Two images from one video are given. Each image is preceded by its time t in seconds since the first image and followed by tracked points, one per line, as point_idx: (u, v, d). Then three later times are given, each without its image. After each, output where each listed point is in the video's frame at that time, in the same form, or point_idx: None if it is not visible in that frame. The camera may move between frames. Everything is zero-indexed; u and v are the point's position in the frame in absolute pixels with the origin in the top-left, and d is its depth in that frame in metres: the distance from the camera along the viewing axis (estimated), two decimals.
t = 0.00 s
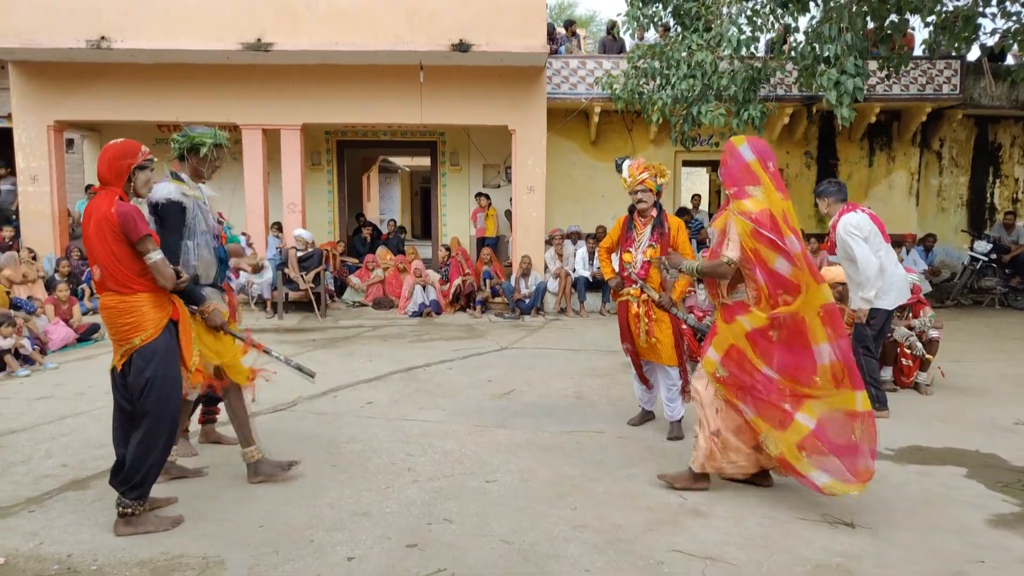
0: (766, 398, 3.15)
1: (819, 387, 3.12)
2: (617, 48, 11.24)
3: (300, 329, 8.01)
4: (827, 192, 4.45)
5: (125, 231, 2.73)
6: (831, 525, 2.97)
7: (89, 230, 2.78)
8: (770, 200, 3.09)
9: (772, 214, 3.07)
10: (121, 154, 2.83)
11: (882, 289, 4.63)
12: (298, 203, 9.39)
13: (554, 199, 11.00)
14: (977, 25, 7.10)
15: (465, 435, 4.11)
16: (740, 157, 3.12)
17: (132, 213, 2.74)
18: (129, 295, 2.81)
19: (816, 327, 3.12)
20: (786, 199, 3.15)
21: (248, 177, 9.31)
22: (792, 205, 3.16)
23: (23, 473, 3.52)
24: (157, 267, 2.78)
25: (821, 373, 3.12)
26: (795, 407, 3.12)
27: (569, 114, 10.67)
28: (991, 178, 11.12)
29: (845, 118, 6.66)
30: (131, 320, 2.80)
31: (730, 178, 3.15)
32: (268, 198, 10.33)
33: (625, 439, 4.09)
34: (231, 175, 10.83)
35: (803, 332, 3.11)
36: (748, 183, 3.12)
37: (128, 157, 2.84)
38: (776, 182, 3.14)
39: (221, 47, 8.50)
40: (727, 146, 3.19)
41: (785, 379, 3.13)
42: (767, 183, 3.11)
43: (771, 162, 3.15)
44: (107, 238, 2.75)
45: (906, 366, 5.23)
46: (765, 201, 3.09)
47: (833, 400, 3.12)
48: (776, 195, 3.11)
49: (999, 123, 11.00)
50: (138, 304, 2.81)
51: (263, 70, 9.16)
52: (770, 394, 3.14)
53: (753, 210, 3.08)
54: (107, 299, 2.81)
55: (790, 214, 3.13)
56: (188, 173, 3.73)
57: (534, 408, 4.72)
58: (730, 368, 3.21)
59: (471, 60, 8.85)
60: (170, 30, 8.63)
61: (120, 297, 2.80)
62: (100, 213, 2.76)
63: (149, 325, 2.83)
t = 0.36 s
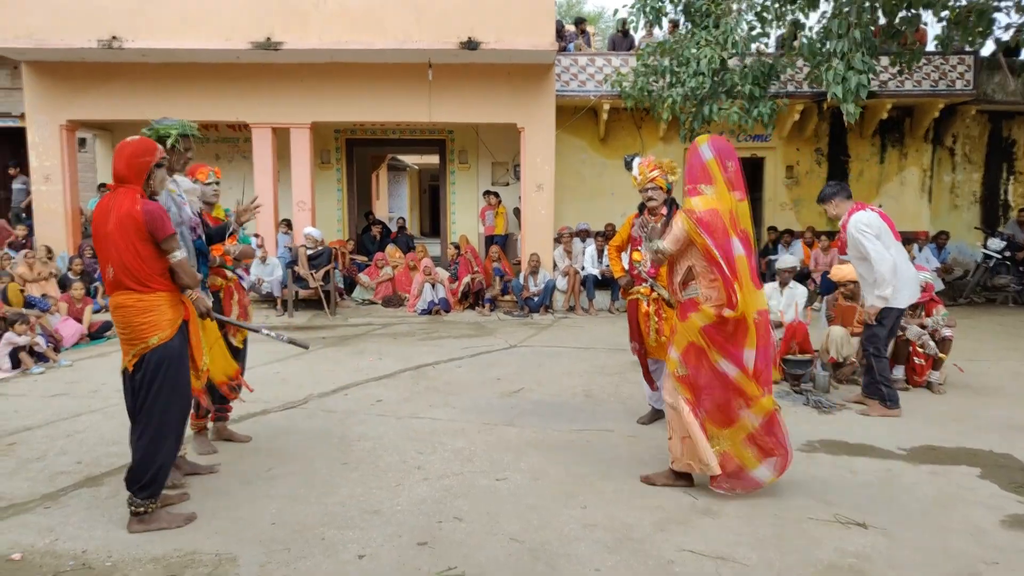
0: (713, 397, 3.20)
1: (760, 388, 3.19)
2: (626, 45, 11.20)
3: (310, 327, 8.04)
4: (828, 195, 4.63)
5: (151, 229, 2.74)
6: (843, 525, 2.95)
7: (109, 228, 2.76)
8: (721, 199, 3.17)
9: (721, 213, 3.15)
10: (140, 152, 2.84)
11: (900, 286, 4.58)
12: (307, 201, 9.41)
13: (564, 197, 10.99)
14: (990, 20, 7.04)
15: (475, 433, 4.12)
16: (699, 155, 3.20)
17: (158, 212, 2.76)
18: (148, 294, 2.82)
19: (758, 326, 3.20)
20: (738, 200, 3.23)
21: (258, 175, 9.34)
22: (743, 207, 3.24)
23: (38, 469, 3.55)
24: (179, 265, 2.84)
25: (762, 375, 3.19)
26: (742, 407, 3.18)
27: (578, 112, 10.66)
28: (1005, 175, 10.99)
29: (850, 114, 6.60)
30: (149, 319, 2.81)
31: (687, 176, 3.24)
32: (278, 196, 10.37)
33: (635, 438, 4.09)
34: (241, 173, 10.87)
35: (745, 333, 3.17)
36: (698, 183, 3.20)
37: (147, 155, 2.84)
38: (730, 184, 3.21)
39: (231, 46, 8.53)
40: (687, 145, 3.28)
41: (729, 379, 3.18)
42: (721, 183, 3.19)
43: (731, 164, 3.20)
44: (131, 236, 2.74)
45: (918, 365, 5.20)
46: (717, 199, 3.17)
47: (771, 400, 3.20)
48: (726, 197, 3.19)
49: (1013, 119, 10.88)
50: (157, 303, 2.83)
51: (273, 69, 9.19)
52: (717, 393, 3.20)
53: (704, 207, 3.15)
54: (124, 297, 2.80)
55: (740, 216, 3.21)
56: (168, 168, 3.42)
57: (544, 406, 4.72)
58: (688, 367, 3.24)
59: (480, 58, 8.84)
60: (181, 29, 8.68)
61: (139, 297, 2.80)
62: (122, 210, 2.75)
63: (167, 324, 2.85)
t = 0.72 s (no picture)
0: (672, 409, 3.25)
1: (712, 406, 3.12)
2: (642, 58, 11.23)
3: (325, 337, 8.08)
4: (840, 219, 4.63)
5: (173, 243, 2.77)
6: (861, 546, 2.91)
7: (132, 241, 2.79)
8: (677, 216, 3.17)
9: (672, 228, 3.16)
10: (162, 166, 2.87)
11: (918, 306, 4.54)
12: (323, 212, 9.47)
13: (578, 209, 11.00)
14: (1010, 33, 6.98)
15: (489, 447, 4.11)
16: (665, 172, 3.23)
17: (181, 225, 2.78)
18: (170, 307, 2.84)
19: (710, 343, 3.16)
20: (700, 216, 3.15)
21: (275, 186, 9.43)
22: (707, 223, 3.14)
23: (56, 478, 3.59)
24: (201, 278, 2.85)
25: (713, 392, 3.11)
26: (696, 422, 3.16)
27: (592, 124, 10.68)
28: None
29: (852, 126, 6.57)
30: (171, 332, 2.83)
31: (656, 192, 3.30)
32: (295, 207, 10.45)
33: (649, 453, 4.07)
34: (259, 184, 10.99)
35: (697, 349, 3.16)
36: (663, 198, 3.25)
37: (170, 168, 2.88)
38: (694, 200, 3.15)
39: (251, 59, 8.64)
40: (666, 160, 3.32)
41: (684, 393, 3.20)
42: (680, 200, 3.18)
43: (697, 179, 3.14)
44: (154, 250, 2.77)
45: (938, 381, 5.13)
46: (672, 216, 3.18)
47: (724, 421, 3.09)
48: (684, 213, 3.17)
49: None
50: (179, 317, 2.85)
51: (291, 81, 9.29)
52: (676, 407, 3.23)
53: (657, 223, 3.20)
54: (147, 310, 2.83)
55: (697, 232, 3.15)
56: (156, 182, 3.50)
57: (558, 420, 4.71)
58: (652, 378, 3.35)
59: (496, 70, 8.88)
60: (202, 41, 8.80)
61: (161, 310, 2.83)
62: (145, 223, 2.78)
63: (187, 338, 2.88)
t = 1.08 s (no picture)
0: (644, 419, 3.39)
1: (685, 414, 3.32)
2: (656, 74, 11.26)
3: (338, 350, 8.11)
4: (849, 253, 4.77)
5: (191, 258, 2.79)
6: (878, 571, 2.86)
7: (152, 257, 2.82)
8: (651, 238, 3.35)
9: (644, 250, 3.34)
10: (180, 182, 2.91)
11: (934, 333, 4.47)
12: (338, 225, 9.54)
13: (592, 224, 11.00)
14: None
15: (501, 463, 4.09)
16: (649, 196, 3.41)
17: (198, 240, 2.80)
18: (188, 322, 2.87)
19: (676, 358, 3.30)
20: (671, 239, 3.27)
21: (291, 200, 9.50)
22: (677, 246, 3.25)
23: (69, 489, 3.61)
24: (218, 293, 2.87)
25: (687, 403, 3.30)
26: (668, 430, 3.35)
27: (606, 139, 10.71)
28: None
29: (870, 143, 6.55)
30: (189, 346, 2.86)
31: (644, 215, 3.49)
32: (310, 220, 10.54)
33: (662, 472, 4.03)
34: (275, 197, 11.09)
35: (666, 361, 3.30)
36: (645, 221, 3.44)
37: (188, 184, 2.92)
38: (667, 222, 3.28)
39: (269, 74, 8.75)
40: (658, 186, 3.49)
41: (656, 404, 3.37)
42: (655, 223, 3.35)
43: (671, 204, 3.27)
44: (172, 265, 2.80)
45: (956, 403, 5.05)
46: (647, 238, 3.36)
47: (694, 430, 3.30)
48: (658, 235, 3.33)
49: None
50: (197, 331, 2.88)
51: (308, 96, 9.39)
52: (645, 416, 3.38)
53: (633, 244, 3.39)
54: (165, 325, 2.86)
55: (667, 254, 3.28)
56: (150, 197, 3.29)
57: (570, 437, 4.68)
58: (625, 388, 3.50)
59: (512, 86, 8.94)
60: (222, 56, 8.93)
61: (179, 324, 2.85)
62: (164, 239, 2.81)
63: (205, 352, 2.90)
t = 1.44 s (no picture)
0: (612, 425, 3.44)
1: (645, 425, 3.34)
2: (665, 87, 11.29)
3: (346, 361, 8.13)
4: (854, 275, 4.70)
5: (203, 270, 2.81)
6: None
7: (164, 269, 2.84)
8: (628, 248, 3.51)
9: (620, 259, 3.51)
10: (193, 194, 2.94)
11: (945, 351, 4.46)
12: (348, 236, 9.58)
13: (601, 237, 11.03)
14: None
15: (508, 477, 4.09)
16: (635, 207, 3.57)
17: (209, 252, 2.81)
18: (199, 333, 2.88)
19: (639, 366, 3.39)
20: (642, 248, 3.42)
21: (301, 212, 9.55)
22: (646, 255, 3.40)
23: (77, 499, 3.62)
24: (229, 305, 2.88)
25: (645, 415, 3.34)
26: (627, 439, 3.37)
27: (615, 153, 10.73)
28: None
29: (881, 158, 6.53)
30: (199, 357, 2.87)
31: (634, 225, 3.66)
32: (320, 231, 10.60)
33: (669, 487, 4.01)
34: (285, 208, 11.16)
35: (629, 368, 3.41)
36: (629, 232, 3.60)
37: (200, 197, 2.95)
38: (641, 233, 3.44)
39: (280, 86, 8.83)
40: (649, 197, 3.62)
41: (616, 410, 3.43)
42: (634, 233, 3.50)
43: (647, 216, 3.42)
44: (183, 276, 2.81)
45: (967, 420, 5.01)
46: (625, 247, 3.53)
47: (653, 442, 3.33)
48: (633, 245, 3.48)
49: None
50: (207, 342, 2.89)
51: (319, 108, 9.47)
52: (612, 422, 3.44)
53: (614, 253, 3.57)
54: (176, 336, 2.87)
55: (638, 264, 3.43)
56: (149, 209, 3.28)
57: (578, 451, 4.67)
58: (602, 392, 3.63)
59: (521, 99, 8.99)
60: (235, 68, 9.02)
61: (190, 335, 2.87)
62: (176, 251, 2.82)
63: (215, 363, 2.90)
